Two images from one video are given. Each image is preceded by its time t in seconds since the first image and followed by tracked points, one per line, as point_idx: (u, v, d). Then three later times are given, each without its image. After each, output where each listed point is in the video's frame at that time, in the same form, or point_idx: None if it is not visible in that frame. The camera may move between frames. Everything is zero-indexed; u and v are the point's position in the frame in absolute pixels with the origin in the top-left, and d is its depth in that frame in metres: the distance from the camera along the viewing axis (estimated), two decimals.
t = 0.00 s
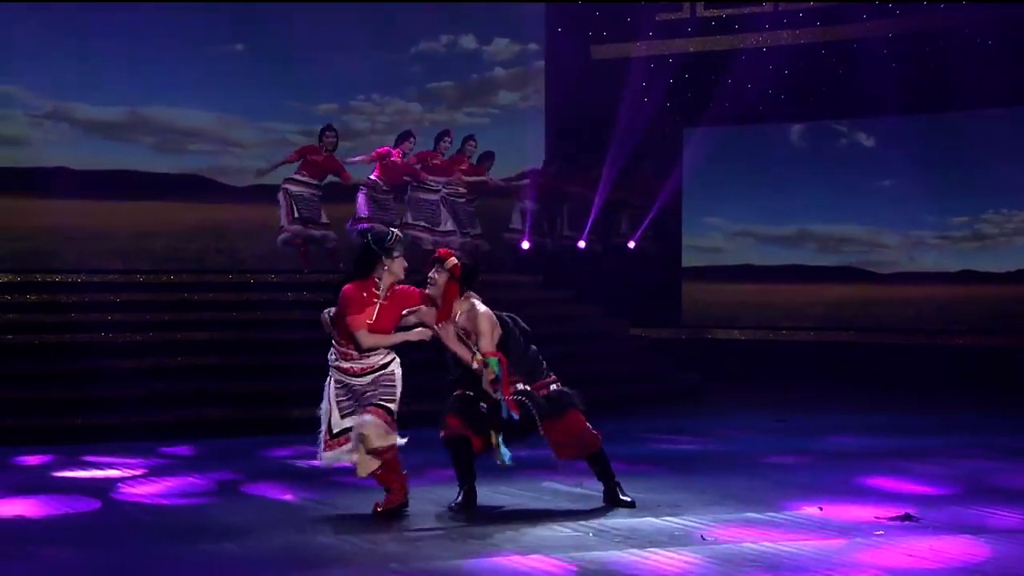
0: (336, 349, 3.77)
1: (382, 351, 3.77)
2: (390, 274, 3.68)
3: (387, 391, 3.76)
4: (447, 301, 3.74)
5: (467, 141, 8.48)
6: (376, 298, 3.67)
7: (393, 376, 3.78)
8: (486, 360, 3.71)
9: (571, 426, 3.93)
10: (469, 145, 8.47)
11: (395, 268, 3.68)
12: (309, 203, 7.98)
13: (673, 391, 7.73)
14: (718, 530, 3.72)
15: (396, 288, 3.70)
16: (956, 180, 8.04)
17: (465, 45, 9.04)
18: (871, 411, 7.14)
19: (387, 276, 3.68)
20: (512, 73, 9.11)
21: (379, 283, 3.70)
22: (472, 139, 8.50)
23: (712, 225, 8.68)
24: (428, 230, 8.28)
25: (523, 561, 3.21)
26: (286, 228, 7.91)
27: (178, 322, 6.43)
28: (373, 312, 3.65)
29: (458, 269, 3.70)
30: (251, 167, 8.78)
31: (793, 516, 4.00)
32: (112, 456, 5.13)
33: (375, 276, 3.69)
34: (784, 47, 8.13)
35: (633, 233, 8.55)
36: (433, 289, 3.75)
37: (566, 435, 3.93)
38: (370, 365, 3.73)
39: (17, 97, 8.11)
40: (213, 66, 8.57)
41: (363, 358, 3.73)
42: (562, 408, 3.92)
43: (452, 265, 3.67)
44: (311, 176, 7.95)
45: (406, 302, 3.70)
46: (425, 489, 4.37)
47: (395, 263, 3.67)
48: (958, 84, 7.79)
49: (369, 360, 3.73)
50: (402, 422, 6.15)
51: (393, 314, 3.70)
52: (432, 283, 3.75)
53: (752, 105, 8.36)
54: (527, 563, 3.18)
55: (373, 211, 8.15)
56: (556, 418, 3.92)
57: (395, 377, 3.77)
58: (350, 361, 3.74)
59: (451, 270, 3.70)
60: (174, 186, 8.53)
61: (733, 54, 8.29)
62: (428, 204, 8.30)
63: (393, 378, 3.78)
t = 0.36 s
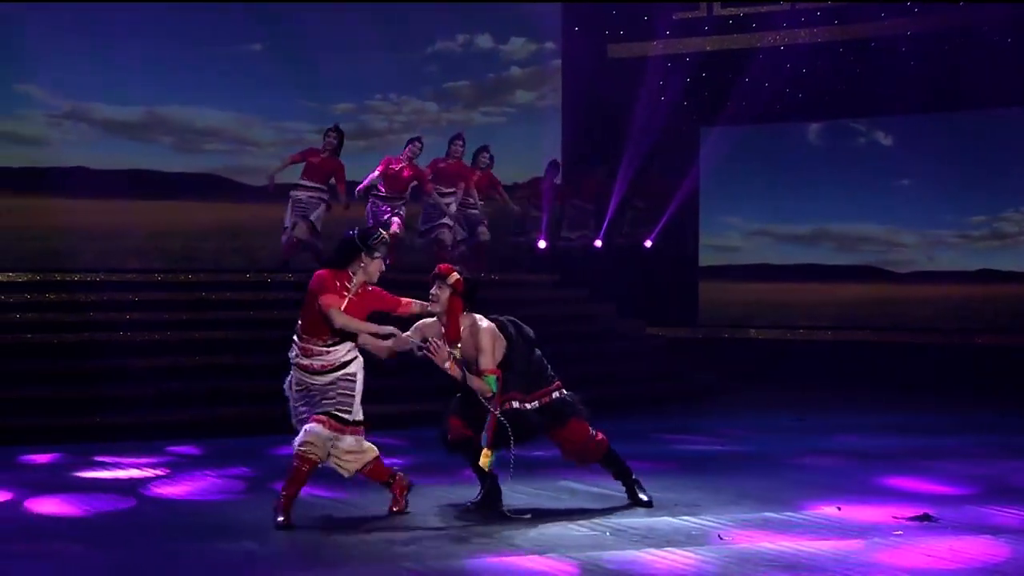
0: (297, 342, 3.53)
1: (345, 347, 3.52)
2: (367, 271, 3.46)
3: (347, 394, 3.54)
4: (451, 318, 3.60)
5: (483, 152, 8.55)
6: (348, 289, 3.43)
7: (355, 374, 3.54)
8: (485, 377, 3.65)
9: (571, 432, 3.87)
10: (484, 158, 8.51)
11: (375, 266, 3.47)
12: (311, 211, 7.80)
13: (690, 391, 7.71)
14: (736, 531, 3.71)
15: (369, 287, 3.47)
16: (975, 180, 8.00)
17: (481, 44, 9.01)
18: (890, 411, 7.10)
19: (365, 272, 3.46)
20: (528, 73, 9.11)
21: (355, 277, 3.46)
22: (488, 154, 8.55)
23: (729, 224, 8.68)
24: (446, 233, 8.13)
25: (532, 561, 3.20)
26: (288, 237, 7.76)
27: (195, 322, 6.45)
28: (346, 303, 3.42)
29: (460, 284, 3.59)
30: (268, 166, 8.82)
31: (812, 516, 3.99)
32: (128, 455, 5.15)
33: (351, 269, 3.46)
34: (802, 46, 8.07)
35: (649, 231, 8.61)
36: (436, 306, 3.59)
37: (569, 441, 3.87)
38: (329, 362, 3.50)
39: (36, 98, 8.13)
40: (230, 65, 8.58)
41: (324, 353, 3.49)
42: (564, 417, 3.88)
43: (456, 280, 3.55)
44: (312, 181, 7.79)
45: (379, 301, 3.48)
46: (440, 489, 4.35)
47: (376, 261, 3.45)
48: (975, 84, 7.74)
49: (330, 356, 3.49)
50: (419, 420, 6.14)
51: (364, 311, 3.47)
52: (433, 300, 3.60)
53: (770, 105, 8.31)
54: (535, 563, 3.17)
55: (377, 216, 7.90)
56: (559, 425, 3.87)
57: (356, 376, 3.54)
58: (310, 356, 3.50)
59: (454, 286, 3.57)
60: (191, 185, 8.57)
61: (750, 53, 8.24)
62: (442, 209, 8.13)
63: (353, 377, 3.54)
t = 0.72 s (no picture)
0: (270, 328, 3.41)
1: (321, 333, 3.42)
2: (347, 260, 3.41)
3: (326, 382, 3.42)
4: (467, 322, 3.60)
5: (512, 139, 8.47)
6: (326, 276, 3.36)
7: (334, 359, 3.45)
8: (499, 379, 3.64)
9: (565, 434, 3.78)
10: (514, 146, 8.42)
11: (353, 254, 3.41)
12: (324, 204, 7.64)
13: (721, 390, 7.69)
14: (768, 530, 3.70)
15: (347, 274, 3.42)
16: (1010, 178, 7.93)
17: (512, 44, 8.95)
18: (922, 411, 7.05)
19: (344, 259, 3.40)
20: (558, 72, 9.09)
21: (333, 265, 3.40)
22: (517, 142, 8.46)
23: (761, 223, 8.68)
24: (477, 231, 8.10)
25: (554, 561, 3.19)
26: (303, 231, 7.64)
27: (226, 321, 6.50)
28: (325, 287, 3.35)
29: (472, 288, 3.59)
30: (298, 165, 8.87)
31: (844, 516, 3.97)
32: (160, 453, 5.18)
33: (330, 256, 3.39)
34: (835, 44, 7.98)
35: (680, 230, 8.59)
36: (451, 311, 3.59)
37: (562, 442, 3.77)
38: (307, 347, 3.38)
39: (70, 98, 8.20)
40: (261, 66, 8.61)
41: (302, 337, 3.38)
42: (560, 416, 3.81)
43: (469, 283, 3.54)
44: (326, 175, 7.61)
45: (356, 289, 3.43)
46: (469, 488, 4.35)
47: (357, 249, 3.41)
48: (1012, 82, 7.66)
49: (308, 341, 3.38)
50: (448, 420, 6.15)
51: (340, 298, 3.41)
52: (446, 306, 3.60)
53: (801, 103, 8.28)
54: (558, 563, 3.17)
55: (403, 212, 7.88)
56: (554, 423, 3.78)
57: (333, 364, 3.44)
58: (286, 342, 3.38)
59: (466, 290, 3.57)
60: (223, 185, 8.63)
61: (781, 51, 8.17)
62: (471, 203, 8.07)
63: (332, 363, 3.44)
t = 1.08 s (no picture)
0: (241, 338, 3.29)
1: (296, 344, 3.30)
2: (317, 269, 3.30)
3: (299, 395, 3.31)
4: (468, 314, 3.55)
5: (550, 135, 8.41)
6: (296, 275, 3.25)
7: (308, 371, 3.34)
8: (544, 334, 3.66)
9: (481, 439, 3.64)
10: (552, 140, 8.39)
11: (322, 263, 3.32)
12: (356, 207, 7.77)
13: (760, 390, 7.65)
14: (807, 531, 3.69)
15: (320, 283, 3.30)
16: None
17: (548, 43, 8.98)
18: (965, 411, 7.00)
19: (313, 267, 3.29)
20: (594, 72, 9.02)
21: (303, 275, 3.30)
22: (554, 135, 8.41)
23: (798, 222, 8.57)
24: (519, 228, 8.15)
25: (580, 564, 3.18)
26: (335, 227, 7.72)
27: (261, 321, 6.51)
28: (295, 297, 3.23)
29: (465, 281, 3.57)
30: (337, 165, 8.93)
31: (886, 517, 3.95)
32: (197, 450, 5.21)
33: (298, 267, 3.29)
34: (876, 42, 7.89)
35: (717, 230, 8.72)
36: (448, 307, 3.55)
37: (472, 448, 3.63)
38: (279, 359, 3.26)
39: (110, 99, 8.25)
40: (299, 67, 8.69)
41: (272, 350, 3.25)
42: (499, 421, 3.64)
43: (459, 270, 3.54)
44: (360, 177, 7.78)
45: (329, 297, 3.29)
46: (504, 489, 4.35)
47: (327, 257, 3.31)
48: None
49: (279, 354, 3.26)
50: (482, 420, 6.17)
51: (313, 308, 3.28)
52: (441, 304, 3.55)
53: (841, 104, 8.22)
54: (585, 565, 3.16)
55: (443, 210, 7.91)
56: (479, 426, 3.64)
57: (308, 376, 3.32)
58: (260, 353, 3.26)
59: (458, 283, 3.55)
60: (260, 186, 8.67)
61: (821, 50, 8.11)
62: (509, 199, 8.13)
63: (307, 374, 3.33)
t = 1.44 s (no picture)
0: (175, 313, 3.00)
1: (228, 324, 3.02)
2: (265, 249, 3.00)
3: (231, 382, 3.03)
4: (439, 297, 3.32)
5: (598, 142, 8.60)
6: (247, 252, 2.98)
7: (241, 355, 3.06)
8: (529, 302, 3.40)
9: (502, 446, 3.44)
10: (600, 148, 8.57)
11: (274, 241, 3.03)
12: (392, 210, 7.87)
13: (812, 390, 7.61)
14: (862, 533, 3.68)
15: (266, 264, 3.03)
16: None
17: (599, 44, 9.03)
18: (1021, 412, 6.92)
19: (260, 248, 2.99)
20: (646, 71, 9.16)
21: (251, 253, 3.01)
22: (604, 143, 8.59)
23: (851, 222, 8.53)
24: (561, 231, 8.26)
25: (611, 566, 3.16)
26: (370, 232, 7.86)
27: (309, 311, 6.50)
28: (233, 280, 2.95)
29: (443, 265, 3.37)
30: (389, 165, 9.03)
31: (940, 519, 3.94)
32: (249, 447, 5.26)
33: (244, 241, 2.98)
34: (928, 40, 7.73)
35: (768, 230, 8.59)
36: (425, 293, 3.37)
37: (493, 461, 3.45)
38: (212, 336, 2.98)
39: (166, 100, 8.39)
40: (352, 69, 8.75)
41: (209, 326, 2.97)
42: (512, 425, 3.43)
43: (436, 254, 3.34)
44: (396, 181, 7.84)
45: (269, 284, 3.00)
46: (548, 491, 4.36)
47: (276, 239, 3.02)
48: None
49: (211, 331, 2.98)
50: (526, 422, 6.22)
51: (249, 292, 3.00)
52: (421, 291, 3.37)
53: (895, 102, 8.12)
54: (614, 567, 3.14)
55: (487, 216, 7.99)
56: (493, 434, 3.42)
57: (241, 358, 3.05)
58: (190, 327, 2.98)
59: (436, 268, 3.35)
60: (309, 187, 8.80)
61: (874, 48, 7.96)
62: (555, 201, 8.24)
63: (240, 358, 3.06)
